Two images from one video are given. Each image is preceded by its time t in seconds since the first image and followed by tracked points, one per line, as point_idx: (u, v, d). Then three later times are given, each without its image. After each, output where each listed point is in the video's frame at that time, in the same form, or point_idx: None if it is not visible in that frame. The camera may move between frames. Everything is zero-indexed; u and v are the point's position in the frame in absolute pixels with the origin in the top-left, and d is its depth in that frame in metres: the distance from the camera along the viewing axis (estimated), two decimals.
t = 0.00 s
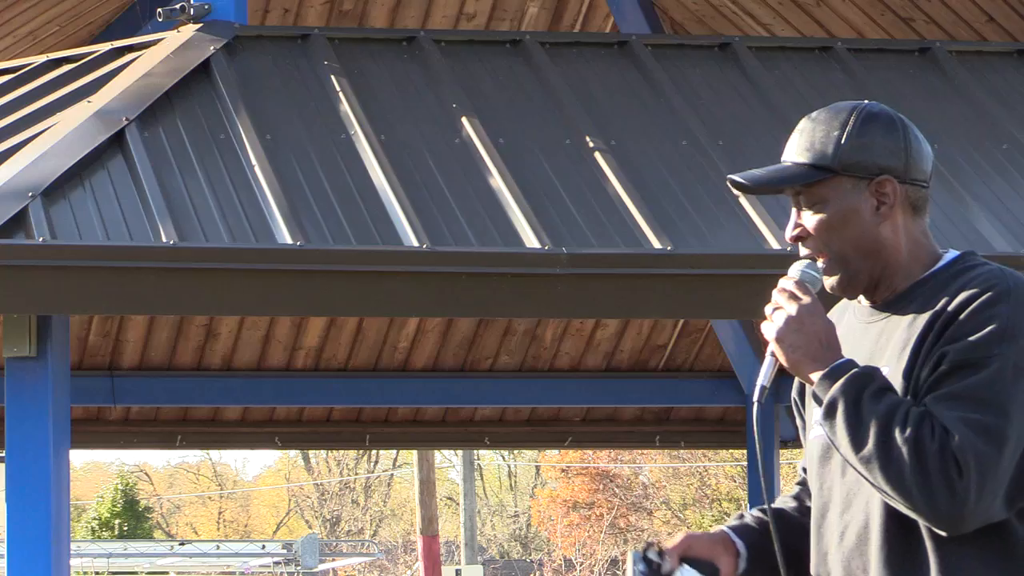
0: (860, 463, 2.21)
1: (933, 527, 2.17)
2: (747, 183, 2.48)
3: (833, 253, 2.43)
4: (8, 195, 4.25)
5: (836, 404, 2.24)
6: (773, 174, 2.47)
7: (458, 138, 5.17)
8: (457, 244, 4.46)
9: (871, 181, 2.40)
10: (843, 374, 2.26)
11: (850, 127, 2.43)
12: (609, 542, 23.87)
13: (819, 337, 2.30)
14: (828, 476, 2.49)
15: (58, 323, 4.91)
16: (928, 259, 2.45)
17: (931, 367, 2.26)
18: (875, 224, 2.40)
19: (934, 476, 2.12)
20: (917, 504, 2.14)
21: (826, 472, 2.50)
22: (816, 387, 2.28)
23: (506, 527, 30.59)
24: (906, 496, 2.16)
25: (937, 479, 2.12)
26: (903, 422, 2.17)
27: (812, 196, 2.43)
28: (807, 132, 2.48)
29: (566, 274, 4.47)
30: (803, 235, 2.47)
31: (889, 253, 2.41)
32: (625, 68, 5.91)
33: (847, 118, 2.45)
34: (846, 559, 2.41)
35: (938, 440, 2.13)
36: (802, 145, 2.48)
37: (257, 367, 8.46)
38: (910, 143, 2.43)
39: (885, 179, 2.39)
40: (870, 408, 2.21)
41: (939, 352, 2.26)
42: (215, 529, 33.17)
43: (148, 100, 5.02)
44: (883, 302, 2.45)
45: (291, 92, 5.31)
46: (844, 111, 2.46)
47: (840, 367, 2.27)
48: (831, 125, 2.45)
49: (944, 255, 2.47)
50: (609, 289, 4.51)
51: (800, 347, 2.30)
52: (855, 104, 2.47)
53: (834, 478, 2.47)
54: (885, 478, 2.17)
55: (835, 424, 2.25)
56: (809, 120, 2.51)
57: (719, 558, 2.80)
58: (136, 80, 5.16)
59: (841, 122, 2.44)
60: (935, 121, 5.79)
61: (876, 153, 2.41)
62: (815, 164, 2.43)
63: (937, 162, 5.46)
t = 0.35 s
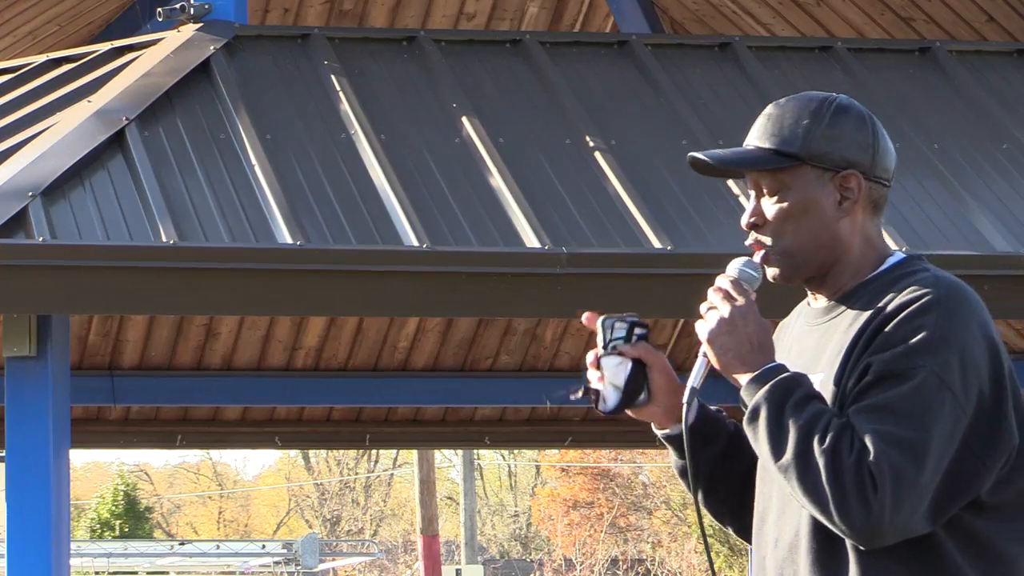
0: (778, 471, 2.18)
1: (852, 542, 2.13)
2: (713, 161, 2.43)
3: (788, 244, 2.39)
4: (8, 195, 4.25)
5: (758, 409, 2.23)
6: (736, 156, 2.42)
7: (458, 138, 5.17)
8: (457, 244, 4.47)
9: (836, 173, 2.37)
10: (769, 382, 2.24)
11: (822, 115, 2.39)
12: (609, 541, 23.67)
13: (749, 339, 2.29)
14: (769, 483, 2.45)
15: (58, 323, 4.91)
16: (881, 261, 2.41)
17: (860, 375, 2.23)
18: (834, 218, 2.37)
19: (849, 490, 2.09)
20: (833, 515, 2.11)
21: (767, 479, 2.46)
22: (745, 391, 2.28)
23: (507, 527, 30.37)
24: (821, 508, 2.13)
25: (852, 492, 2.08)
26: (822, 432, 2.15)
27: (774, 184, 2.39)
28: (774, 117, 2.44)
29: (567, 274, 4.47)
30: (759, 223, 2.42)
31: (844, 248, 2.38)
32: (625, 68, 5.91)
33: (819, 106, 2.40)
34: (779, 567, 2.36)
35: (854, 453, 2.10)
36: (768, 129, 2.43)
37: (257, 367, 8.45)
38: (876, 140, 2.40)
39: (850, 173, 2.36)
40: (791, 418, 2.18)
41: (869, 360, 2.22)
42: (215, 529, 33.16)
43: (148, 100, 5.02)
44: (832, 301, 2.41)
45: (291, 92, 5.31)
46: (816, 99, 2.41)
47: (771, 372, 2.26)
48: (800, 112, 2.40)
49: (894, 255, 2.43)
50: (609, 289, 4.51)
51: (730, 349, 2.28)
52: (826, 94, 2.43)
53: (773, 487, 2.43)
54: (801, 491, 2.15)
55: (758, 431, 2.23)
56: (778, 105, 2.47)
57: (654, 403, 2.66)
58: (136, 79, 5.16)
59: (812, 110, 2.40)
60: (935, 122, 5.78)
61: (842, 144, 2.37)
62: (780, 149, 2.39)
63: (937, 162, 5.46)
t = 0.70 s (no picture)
0: (733, 484, 2.29)
1: (807, 552, 2.24)
2: (658, 157, 2.52)
3: (734, 240, 2.50)
4: (8, 195, 4.25)
5: (711, 422, 2.32)
6: (682, 151, 2.52)
7: (458, 138, 5.17)
8: (457, 244, 4.47)
9: (783, 170, 2.50)
10: (718, 393, 2.33)
11: (766, 111, 2.51)
12: (609, 542, 23.78)
13: (695, 347, 2.39)
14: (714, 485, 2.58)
15: (59, 323, 4.91)
16: (823, 258, 2.54)
17: (809, 384, 2.34)
18: (781, 215, 2.50)
19: (805, 502, 2.20)
20: (789, 527, 2.22)
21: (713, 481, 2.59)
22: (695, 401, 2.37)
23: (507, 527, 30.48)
24: (776, 519, 2.24)
25: (809, 505, 2.19)
26: (776, 446, 2.25)
27: (719, 180, 2.50)
28: (716, 113, 2.55)
29: (566, 274, 4.47)
30: (705, 220, 2.53)
31: (790, 246, 2.51)
32: (625, 69, 5.91)
33: (763, 102, 2.52)
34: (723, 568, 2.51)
35: (810, 466, 2.22)
36: (711, 125, 2.54)
37: (257, 367, 8.45)
38: (818, 134, 2.54)
39: (797, 169, 2.50)
40: (743, 431, 2.28)
41: (818, 370, 2.33)
42: (215, 529, 33.15)
43: (148, 100, 5.02)
44: (777, 297, 2.53)
45: (291, 92, 5.31)
46: (758, 96, 2.53)
47: (716, 381, 2.35)
48: (745, 108, 2.52)
49: (837, 255, 2.56)
50: (609, 289, 4.51)
51: (675, 358, 2.39)
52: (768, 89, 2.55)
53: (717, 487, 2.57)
54: (756, 503, 2.26)
55: (711, 443, 2.33)
56: (718, 102, 2.58)
57: (482, 412, 2.86)
58: (136, 79, 5.16)
59: (755, 106, 2.52)
60: (935, 122, 5.78)
61: (788, 139, 2.50)
62: (725, 145, 2.50)
63: (937, 162, 5.46)
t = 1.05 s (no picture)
0: (676, 466, 2.36)
1: (748, 537, 2.32)
2: (599, 141, 2.60)
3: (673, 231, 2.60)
4: (8, 195, 4.25)
5: (655, 405, 2.39)
6: (625, 135, 2.60)
7: (458, 138, 5.17)
8: (457, 243, 4.47)
9: (723, 163, 2.58)
10: (664, 377, 2.41)
11: (711, 102, 2.58)
12: (609, 541, 23.90)
13: (643, 331, 2.47)
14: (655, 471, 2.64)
15: (59, 322, 4.91)
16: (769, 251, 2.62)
17: (754, 370, 2.42)
18: (721, 207, 2.58)
19: (747, 488, 2.28)
20: (729, 511, 2.30)
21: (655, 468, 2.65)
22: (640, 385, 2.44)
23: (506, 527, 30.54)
24: (717, 503, 2.31)
25: (750, 490, 2.28)
26: (720, 431, 2.33)
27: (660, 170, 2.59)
28: (663, 100, 2.63)
29: (567, 274, 4.48)
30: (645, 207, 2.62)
31: (731, 238, 2.60)
32: (625, 69, 5.91)
33: (709, 93, 2.59)
34: (660, 553, 2.57)
35: (753, 452, 2.30)
36: (655, 112, 2.62)
37: (257, 367, 8.44)
38: (763, 127, 2.61)
39: (737, 163, 2.58)
40: (688, 415, 2.36)
41: (762, 357, 2.41)
42: (215, 529, 33.14)
43: (148, 100, 5.02)
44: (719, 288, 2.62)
45: (290, 92, 5.31)
46: (705, 87, 2.60)
47: (663, 367, 2.43)
48: (692, 97, 2.59)
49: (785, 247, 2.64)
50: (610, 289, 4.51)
51: (622, 340, 2.47)
52: (719, 81, 2.62)
53: (659, 475, 2.63)
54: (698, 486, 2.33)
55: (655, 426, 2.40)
56: (666, 90, 2.65)
57: (360, 478, 2.86)
58: (135, 79, 5.16)
59: (702, 96, 2.59)
60: (935, 122, 5.78)
61: (731, 131, 2.57)
62: (669, 135, 2.58)
63: (937, 162, 5.47)
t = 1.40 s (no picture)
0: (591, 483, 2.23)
1: (670, 547, 2.22)
2: (488, 167, 2.46)
3: (564, 249, 2.48)
4: (8, 194, 4.25)
5: (566, 425, 2.26)
6: (510, 160, 2.46)
7: (458, 138, 5.17)
8: (457, 243, 4.47)
9: (612, 179, 2.47)
10: (572, 395, 2.28)
11: (598, 119, 2.46)
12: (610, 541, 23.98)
13: (545, 351, 2.34)
14: (561, 488, 2.51)
15: (57, 321, 4.90)
16: (655, 262, 2.54)
17: (658, 383, 2.32)
18: (610, 223, 2.47)
19: (669, 497, 2.18)
20: (652, 522, 2.19)
21: (558, 484, 2.52)
22: (547, 404, 2.31)
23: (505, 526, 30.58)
24: (638, 516, 2.20)
25: (672, 498, 2.18)
26: (635, 443, 2.22)
27: (548, 190, 2.46)
28: (545, 119, 2.49)
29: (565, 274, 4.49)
30: (535, 228, 2.48)
31: (620, 252, 2.49)
32: (625, 69, 5.90)
33: (595, 109, 2.47)
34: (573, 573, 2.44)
35: (672, 460, 2.20)
36: (540, 132, 2.48)
37: (257, 367, 8.45)
38: (648, 142, 2.50)
39: (625, 178, 2.47)
40: (601, 430, 2.24)
41: (666, 368, 2.31)
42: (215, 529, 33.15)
43: (148, 100, 5.01)
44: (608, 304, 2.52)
45: (289, 92, 5.30)
46: (590, 102, 2.48)
47: (568, 385, 2.30)
48: (575, 115, 2.47)
49: (670, 256, 2.56)
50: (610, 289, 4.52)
51: (526, 362, 2.33)
52: (598, 96, 2.50)
53: (564, 492, 2.50)
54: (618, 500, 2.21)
55: (567, 446, 2.27)
56: (548, 107, 2.52)
57: (263, 544, 2.76)
58: (135, 79, 5.16)
59: (588, 113, 2.47)
60: (934, 122, 5.78)
61: (618, 148, 2.46)
62: (554, 156, 2.45)
63: (936, 162, 5.46)
